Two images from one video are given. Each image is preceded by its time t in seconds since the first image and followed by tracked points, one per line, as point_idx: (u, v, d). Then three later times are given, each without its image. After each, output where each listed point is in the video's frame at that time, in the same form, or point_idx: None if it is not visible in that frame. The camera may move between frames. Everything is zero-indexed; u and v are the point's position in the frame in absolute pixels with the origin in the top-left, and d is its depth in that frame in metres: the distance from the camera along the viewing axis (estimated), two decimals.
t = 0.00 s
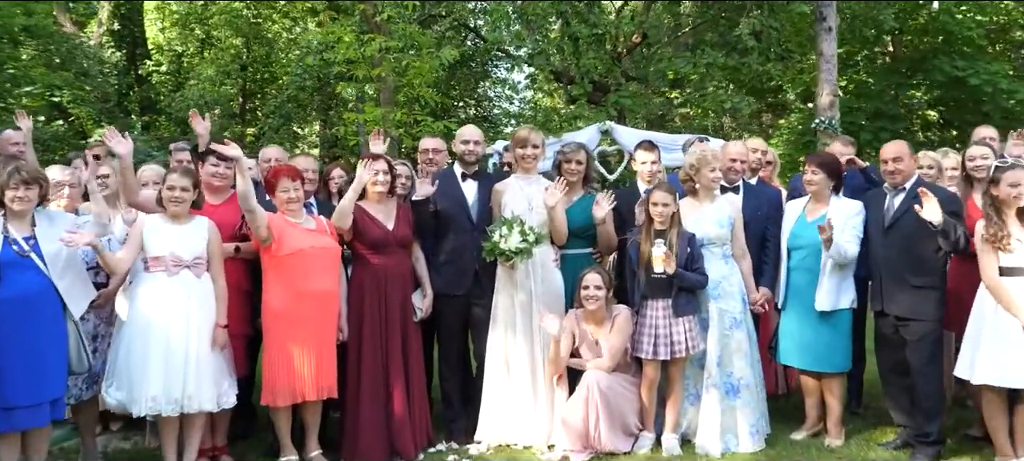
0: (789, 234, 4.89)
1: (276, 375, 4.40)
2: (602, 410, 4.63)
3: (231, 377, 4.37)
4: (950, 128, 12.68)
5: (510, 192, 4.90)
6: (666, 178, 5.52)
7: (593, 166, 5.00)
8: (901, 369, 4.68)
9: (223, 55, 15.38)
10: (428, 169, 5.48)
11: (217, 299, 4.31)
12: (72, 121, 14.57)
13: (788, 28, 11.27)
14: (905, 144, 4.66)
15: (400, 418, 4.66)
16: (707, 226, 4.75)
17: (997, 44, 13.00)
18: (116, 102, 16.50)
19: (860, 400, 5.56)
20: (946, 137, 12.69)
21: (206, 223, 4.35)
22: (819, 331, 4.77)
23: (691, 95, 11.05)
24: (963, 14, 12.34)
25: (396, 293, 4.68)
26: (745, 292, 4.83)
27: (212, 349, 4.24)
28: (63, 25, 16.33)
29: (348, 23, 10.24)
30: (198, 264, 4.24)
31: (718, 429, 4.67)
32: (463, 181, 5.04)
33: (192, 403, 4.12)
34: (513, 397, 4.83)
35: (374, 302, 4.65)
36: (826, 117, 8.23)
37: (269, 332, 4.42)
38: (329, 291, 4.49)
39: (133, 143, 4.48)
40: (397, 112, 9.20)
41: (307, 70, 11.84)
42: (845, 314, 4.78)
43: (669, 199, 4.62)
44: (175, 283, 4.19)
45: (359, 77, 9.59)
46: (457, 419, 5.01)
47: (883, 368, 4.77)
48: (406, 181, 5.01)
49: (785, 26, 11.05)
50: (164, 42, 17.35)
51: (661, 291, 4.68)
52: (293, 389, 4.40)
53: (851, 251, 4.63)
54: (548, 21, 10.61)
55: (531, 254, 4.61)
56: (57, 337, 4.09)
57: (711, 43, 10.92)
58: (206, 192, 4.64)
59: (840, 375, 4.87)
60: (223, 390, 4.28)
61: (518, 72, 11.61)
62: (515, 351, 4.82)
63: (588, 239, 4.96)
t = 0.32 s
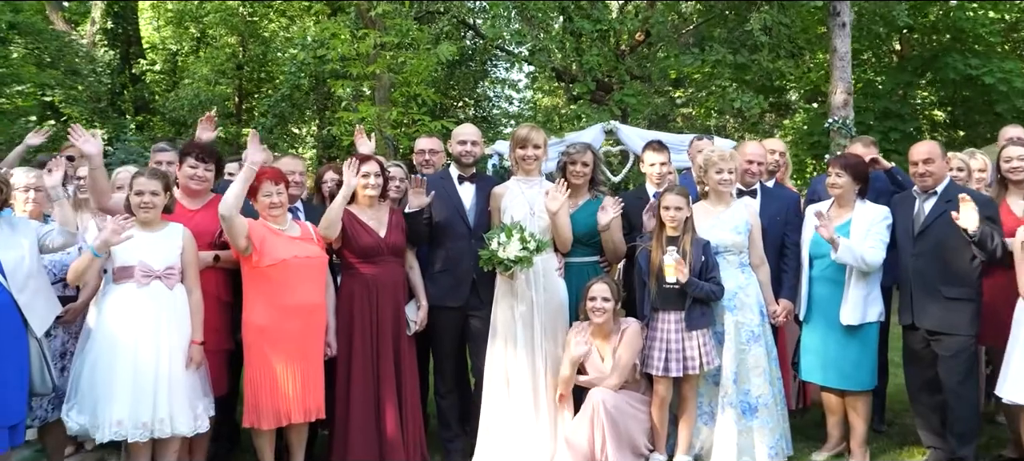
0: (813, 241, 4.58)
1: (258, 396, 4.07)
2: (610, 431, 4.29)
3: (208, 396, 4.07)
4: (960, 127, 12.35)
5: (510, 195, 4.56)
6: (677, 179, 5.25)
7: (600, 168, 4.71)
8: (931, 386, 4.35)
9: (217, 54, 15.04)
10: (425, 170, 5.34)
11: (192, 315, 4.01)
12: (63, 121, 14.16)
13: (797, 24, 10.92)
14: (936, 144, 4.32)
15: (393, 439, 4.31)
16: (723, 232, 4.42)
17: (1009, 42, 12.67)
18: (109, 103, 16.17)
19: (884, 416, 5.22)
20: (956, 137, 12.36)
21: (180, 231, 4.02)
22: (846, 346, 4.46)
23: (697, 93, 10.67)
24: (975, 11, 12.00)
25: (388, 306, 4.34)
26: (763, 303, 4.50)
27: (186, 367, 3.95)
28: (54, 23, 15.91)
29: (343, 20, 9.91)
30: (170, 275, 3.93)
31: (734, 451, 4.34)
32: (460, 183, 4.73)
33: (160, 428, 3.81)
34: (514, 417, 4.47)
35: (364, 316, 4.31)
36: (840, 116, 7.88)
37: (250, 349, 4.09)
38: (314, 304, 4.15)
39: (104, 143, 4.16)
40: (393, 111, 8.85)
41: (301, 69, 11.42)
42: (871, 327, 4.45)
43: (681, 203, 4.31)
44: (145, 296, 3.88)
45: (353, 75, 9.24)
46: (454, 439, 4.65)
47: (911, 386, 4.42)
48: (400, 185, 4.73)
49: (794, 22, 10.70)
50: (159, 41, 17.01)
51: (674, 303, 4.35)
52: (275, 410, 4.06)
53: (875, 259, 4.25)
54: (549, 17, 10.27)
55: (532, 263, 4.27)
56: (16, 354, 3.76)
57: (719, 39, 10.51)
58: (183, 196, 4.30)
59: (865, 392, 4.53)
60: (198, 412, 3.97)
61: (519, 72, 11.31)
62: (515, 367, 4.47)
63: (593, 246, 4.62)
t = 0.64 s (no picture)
0: (831, 245, 4.18)
1: (225, 419, 3.72)
2: (612, 456, 3.93)
3: (171, 419, 3.72)
4: (966, 127, 12.02)
5: (504, 197, 4.20)
6: (682, 179, 5.01)
7: (601, 168, 4.38)
8: (960, 403, 4.00)
9: (210, 52, 14.66)
10: (413, 170, 5.13)
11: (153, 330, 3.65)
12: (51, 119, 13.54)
13: (804, 18, 10.55)
14: (968, 141, 3.98)
15: None
16: (734, 238, 4.07)
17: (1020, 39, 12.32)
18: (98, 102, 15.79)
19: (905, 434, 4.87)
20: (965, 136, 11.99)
21: (143, 236, 3.65)
22: (867, 362, 4.09)
23: (698, 91, 10.27)
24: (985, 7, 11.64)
25: (370, 319, 3.99)
26: (779, 314, 4.14)
27: (145, 387, 3.60)
28: (42, 21, 15.53)
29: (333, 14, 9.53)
30: (130, 286, 3.57)
31: None
32: (449, 185, 4.37)
33: (115, 455, 3.48)
34: (507, 439, 4.10)
35: (344, 330, 3.96)
36: (852, 114, 7.51)
37: (217, 366, 3.75)
38: (287, 318, 3.80)
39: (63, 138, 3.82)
40: (384, 108, 8.47)
41: (292, 65, 10.93)
42: (896, 340, 4.10)
43: (691, 205, 3.99)
44: (101, 309, 3.53)
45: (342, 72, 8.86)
46: None
47: (939, 404, 4.07)
48: (386, 186, 4.46)
49: (802, 17, 10.33)
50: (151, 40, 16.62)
51: (682, 314, 3.99)
52: (244, 434, 3.71)
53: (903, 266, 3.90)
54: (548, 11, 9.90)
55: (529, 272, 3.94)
56: None
57: (726, 32, 10.02)
58: (147, 197, 3.91)
59: (889, 411, 4.17)
60: (159, 436, 3.63)
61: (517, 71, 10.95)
62: (510, 385, 4.11)
63: (593, 252, 4.27)
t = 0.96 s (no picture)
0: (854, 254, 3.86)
1: (195, 445, 3.40)
2: None
3: (136, 444, 3.39)
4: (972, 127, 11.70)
5: (499, 202, 3.88)
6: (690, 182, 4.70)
7: (604, 172, 4.06)
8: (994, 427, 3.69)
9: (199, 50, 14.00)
10: (401, 172, 4.96)
11: (115, 347, 3.31)
12: (39, 119, 12.92)
13: (811, 14, 10.21)
14: (1002, 141, 3.73)
15: None
16: (749, 247, 3.75)
17: None
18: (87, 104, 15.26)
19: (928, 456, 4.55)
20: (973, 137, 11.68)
21: (99, 245, 3.31)
22: (892, 381, 3.77)
23: (699, 91, 9.94)
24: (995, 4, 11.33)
25: (353, 335, 3.66)
26: (797, 330, 3.81)
27: (106, 410, 3.26)
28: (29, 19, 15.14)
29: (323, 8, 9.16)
30: (84, 301, 3.23)
31: None
32: (438, 189, 4.03)
33: None
34: None
35: (323, 347, 3.63)
36: (864, 112, 7.17)
37: (186, 387, 3.41)
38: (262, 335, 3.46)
39: (19, 142, 3.56)
40: (375, 106, 8.09)
41: (283, 62, 10.53)
42: (924, 359, 3.77)
43: (702, 211, 3.68)
44: (53, 327, 3.19)
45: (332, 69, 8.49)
46: None
47: (970, 426, 3.77)
48: (370, 190, 4.28)
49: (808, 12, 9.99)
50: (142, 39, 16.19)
51: (693, 330, 3.66)
52: None
53: (929, 279, 3.57)
54: (546, 6, 9.57)
55: (525, 284, 3.63)
56: None
57: (731, 28, 9.66)
58: (108, 202, 3.56)
59: (915, 434, 3.85)
60: None
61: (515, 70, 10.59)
62: (504, 407, 3.78)
63: (593, 261, 3.95)
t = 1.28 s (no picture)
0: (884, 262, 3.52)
1: None
2: None
3: None
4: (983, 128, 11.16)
5: (498, 206, 3.56)
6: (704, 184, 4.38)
7: (611, 173, 3.76)
8: None
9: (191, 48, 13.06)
10: (391, 172, 4.68)
11: (70, 369, 2.98)
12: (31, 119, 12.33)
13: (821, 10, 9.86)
14: None
15: None
16: (770, 254, 3.44)
17: None
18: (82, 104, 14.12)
19: None
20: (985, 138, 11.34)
21: (55, 255, 2.99)
22: (929, 402, 3.43)
23: (700, 90, 9.63)
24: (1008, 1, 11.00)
25: (336, 352, 3.33)
26: (823, 345, 3.49)
27: (60, 439, 2.93)
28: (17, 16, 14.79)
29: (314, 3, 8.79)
30: (37, 318, 2.90)
31: None
32: (433, 192, 3.69)
33: None
34: None
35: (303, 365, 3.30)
36: (879, 111, 6.85)
37: (151, 413, 3.09)
38: (234, 354, 3.14)
39: None
40: (368, 104, 7.74)
41: (275, 59, 10.11)
42: (962, 376, 3.46)
43: (719, 216, 3.36)
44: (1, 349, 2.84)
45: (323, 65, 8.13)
46: None
47: (1009, 450, 3.47)
48: (356, 193, 3.96)
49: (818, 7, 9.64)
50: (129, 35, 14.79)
51: (711, 346, 3.34)
52: None
53: (971, 297, 3.30)
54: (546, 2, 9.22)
55: (527, 297, 3.31)
56: None
57: (739, 22, 9.27)
58: (69, 207, 3.25)
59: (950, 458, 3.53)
60: None
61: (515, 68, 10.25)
62: (504, 429, 3.46)
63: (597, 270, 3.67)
